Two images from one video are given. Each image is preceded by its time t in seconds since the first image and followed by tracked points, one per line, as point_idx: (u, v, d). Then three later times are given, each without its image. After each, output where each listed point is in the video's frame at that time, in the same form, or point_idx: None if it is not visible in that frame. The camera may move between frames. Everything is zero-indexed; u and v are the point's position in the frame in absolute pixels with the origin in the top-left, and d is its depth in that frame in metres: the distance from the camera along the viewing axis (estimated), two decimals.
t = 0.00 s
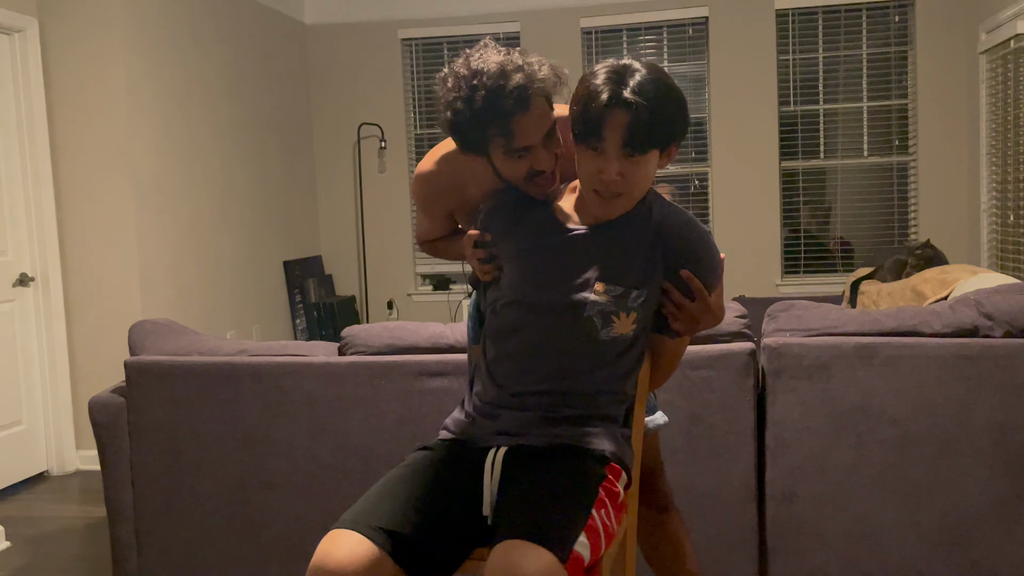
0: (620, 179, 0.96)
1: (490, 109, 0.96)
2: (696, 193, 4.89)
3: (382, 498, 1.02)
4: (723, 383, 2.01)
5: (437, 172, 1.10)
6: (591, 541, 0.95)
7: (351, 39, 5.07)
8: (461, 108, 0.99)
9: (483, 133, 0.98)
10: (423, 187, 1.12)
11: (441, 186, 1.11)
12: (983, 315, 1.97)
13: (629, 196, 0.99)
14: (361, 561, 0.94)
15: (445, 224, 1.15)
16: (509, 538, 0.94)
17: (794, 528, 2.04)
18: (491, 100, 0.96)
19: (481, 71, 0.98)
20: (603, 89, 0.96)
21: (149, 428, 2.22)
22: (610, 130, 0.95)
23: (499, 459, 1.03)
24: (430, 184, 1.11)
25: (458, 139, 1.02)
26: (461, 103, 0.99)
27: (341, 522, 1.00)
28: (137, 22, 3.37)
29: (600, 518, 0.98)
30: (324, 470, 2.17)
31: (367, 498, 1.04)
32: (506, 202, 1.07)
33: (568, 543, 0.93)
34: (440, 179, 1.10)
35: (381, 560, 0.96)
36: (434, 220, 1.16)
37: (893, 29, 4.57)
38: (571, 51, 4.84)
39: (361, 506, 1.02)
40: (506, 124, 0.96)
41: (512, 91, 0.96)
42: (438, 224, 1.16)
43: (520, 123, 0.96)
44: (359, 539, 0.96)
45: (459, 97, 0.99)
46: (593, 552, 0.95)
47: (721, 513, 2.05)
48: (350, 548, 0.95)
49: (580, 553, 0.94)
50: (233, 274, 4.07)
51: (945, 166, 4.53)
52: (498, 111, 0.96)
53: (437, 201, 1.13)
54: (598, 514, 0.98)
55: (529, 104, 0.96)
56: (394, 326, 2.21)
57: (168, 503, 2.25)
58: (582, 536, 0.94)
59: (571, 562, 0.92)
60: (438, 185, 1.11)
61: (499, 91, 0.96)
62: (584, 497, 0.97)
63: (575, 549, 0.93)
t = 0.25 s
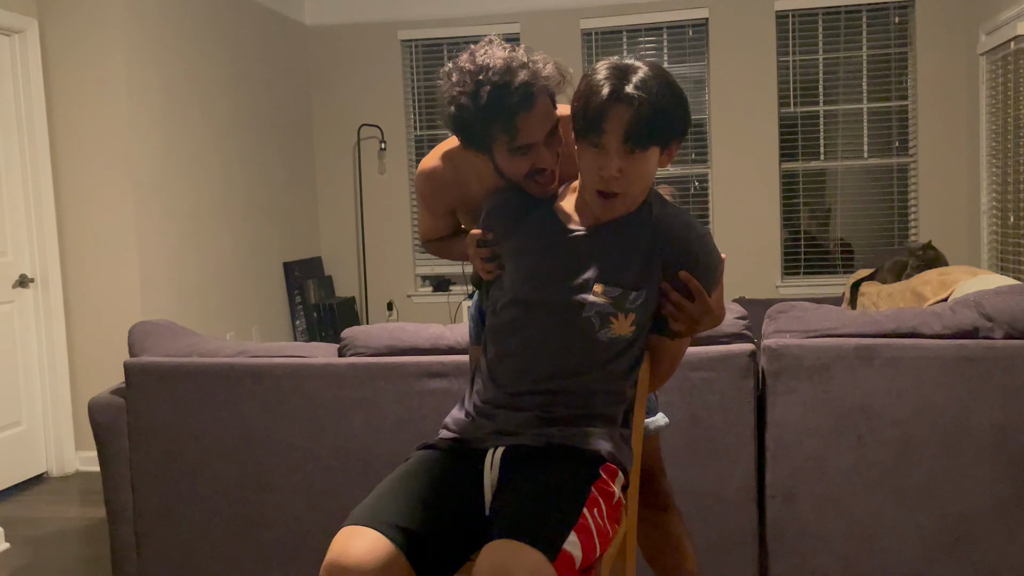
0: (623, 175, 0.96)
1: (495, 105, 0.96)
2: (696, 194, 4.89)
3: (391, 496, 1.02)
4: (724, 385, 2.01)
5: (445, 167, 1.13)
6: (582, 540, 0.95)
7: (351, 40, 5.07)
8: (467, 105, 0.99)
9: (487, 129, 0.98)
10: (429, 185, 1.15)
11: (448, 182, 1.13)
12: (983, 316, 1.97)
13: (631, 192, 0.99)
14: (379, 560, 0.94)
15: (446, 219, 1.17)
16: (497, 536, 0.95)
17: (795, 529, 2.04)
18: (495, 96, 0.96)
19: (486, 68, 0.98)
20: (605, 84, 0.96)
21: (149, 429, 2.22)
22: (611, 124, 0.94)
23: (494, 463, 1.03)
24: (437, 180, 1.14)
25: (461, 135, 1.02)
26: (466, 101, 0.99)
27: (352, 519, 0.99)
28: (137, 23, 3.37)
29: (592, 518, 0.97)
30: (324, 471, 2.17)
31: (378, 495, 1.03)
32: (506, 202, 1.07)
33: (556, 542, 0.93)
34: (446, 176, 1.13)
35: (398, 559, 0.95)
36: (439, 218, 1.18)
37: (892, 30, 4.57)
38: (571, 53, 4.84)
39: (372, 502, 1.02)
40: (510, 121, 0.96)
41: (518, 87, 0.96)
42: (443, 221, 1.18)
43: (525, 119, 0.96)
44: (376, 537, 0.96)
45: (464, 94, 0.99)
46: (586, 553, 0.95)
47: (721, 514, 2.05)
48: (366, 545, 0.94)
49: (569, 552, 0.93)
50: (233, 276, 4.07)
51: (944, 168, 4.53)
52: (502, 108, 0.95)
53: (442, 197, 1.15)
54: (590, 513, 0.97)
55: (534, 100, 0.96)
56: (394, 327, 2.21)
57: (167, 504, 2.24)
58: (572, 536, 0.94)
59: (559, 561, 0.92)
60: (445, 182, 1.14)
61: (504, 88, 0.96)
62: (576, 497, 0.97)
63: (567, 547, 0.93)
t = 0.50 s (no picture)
0: (626, 189, 0.96)
1: (501, 110, 0.96)
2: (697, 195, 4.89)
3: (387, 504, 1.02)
4: (724, 386, 2.01)
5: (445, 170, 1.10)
6: (592, 545, 0.95)
7: (351, 41, 5.07)
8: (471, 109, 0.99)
9: (491, 134, 0.98)
10: (429, 185, 1.12)
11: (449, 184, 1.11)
12: (983, 317, 1.97)
13: (635, 205, 0.98)
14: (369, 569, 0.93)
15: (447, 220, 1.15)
16: (509, 539, 0.94)
17: (795, 531, 2.04)
18: (501, 102, 0.96)
19: (492, 73, 0.98)
20: (610, 98, 0.95)
21: (149, 430, 2.22)
22: (615, 139, 0.94)
23: (501, 461, 1.03)
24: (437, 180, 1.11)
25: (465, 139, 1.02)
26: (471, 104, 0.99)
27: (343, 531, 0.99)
28: (137, 24, 3.37)
29: (602, 522, 0.98)
30: (325, 472, 2.17)
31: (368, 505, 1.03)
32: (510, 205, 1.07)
33: (568, 548, 0.93)
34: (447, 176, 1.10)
35: (387, 567, 0.95)
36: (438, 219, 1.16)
37: (892, 31, 4.57)
38: (571, 54, 4.84)
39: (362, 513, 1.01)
40: (515, 127, 0.96)
41: (524, 92, 0.96)
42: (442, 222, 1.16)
43: (530, 125, 0.96)
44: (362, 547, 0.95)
45: (469, 97, 0.99)
46: (594, 556, 0.95)
47: (721, 515, 2.05)
48: (351, 558, 0.94)
49: (581, 557, 0.94)
50: (233, 277, 4.07)
51: (944, 169, 4.53)
52: (508, 113, 0.96)
53: (442, 197, 1.13)
54: (600, 518, 0.98)
55: (539, 107, 0.96)
56: (394, 328, 2.21)
57: (168, 505, 2.24)
58: (583, 541, 0.94)
59: (572, 566, 0.93)
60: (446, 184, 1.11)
61: (510, 93, 0.96)
62: (586, 501, 0.98)
63: (578, 554, 0.93)
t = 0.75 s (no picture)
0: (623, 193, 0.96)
1: (499, 115, 0.96)
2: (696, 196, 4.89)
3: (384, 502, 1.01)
4: (724, 387, 2.00)
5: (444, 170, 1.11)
6: (593, 544, 0.95)
7: (350, 43, 5.07)
8: (469, 113, 0.99)
9: (489, 138, 0.98)
10: (429, 185, 1.13)
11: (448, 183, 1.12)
12: (983, 319, 1.97)
13: (632, 207, 0.98)
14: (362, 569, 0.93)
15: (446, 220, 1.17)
16: (510, 538, 0.94)
17: (795, 532, 2.03)
18: (499, 107, 0.96)
19: (489, 76, 0.98)
20: (606, 101, 0.95)
21: (148, 431, 2.22)
22: (611, 143, 0.94)
23: (500, 466, 1.03)
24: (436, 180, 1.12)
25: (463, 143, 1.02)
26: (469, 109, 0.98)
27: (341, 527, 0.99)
28: (137, 25, 3.37)
29: (603, 522, 0.98)
30: (324, 474, 2.17)
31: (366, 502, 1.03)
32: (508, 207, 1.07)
33: (568, 547, 0.92)
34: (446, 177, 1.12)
35: (382, 567, 0.95)
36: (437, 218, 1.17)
37: (892, 33, 4.57)
38: (571, 55, 4.84)
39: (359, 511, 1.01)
40: (514, 131, 0.96)
41: (523, 96, 0.96)
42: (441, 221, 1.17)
43: (529, 129, 0.96)
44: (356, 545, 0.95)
45: (467, 102, 0.99)
46: (594, 555, 0.95)
47: (721, 517, 2.05)
48: (349, 554, 0.94)
49: (581, 556, 0.93)
50: (233, 278, 4.07)
51: (944, 170, 4.53)
52: (506, 118, 0.96)
53: (441, 197, 1.14)
54: (600, 518, 0.98)
55: (537, 111, 0.96)
56: (393, 329, 2.21)
57: (166, 506, 2.24)
58: (583, 540, 0.94)
59: (572, 565, 0.92)
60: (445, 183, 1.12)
61: (509, 97, 0.96)
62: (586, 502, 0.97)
63: (577, 551, 0.93)
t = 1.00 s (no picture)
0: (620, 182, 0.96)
1: (490, 112, 0.96)
2: (697, 196, 4.89)
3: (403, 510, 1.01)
4: (724, 388, 2.00)
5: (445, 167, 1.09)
6: (606, 539, 0.97)
7: (351, 43, 5.07)
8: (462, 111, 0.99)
9: (482, 136, 0.98)
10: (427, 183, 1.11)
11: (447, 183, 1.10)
12: (983, 319, 1.97)
13: (629, 197, 0.98)
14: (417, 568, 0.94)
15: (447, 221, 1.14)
16: (528, 528, 0.95)
17: (795, 533, 2.03)
18: (490, 104, 0.96)
19: (482, 74, 0.97)
20: (602, 92, 0.96)
21: (148, 432, 2.22)
22: (608, 133, 0.94)
23: (507, 463, 1.04)
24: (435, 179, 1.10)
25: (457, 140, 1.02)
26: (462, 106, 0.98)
27: (378, 538, 0.98)
28: (136, 26, 3.37)
29: (614, 519, 1.00)
30: (324, 474, 2.17)
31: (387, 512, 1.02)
32: (508, 206, 1.08)
33: (587, 540, 0.94)
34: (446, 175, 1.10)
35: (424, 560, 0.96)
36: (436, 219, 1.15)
37: (892, 33, 4.57)
38: (571, 55, 4.84)
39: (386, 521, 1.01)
40: (505, 128, 0.95)
41: (515, 94, 0.95)
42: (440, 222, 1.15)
43: (519, 127, 0.95)
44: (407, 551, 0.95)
45: (460, 98, 0.99)
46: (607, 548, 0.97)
47: (721, 517, 2.05)
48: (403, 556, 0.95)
49: (597, 549, 0.96)
50: (233, 279, 4.07)
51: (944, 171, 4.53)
52: (497, 116, 0.95)
53: (441, 197, 1.12)
54: (611, 514, 0.99)
55: (528, 109, 0.95)
56: (394, 330, 2.21)
57: (167, 507, 2.24)
58: (599, 533, 0.96)
59: (590, 557, 0.94)
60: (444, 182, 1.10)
61: (500, 96, 0.96)
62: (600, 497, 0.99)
63: (594, 543, 0.95)
